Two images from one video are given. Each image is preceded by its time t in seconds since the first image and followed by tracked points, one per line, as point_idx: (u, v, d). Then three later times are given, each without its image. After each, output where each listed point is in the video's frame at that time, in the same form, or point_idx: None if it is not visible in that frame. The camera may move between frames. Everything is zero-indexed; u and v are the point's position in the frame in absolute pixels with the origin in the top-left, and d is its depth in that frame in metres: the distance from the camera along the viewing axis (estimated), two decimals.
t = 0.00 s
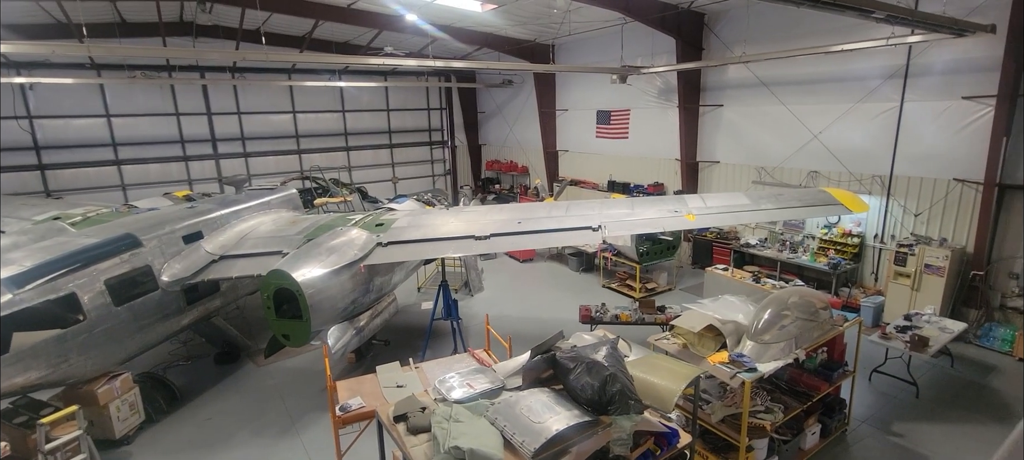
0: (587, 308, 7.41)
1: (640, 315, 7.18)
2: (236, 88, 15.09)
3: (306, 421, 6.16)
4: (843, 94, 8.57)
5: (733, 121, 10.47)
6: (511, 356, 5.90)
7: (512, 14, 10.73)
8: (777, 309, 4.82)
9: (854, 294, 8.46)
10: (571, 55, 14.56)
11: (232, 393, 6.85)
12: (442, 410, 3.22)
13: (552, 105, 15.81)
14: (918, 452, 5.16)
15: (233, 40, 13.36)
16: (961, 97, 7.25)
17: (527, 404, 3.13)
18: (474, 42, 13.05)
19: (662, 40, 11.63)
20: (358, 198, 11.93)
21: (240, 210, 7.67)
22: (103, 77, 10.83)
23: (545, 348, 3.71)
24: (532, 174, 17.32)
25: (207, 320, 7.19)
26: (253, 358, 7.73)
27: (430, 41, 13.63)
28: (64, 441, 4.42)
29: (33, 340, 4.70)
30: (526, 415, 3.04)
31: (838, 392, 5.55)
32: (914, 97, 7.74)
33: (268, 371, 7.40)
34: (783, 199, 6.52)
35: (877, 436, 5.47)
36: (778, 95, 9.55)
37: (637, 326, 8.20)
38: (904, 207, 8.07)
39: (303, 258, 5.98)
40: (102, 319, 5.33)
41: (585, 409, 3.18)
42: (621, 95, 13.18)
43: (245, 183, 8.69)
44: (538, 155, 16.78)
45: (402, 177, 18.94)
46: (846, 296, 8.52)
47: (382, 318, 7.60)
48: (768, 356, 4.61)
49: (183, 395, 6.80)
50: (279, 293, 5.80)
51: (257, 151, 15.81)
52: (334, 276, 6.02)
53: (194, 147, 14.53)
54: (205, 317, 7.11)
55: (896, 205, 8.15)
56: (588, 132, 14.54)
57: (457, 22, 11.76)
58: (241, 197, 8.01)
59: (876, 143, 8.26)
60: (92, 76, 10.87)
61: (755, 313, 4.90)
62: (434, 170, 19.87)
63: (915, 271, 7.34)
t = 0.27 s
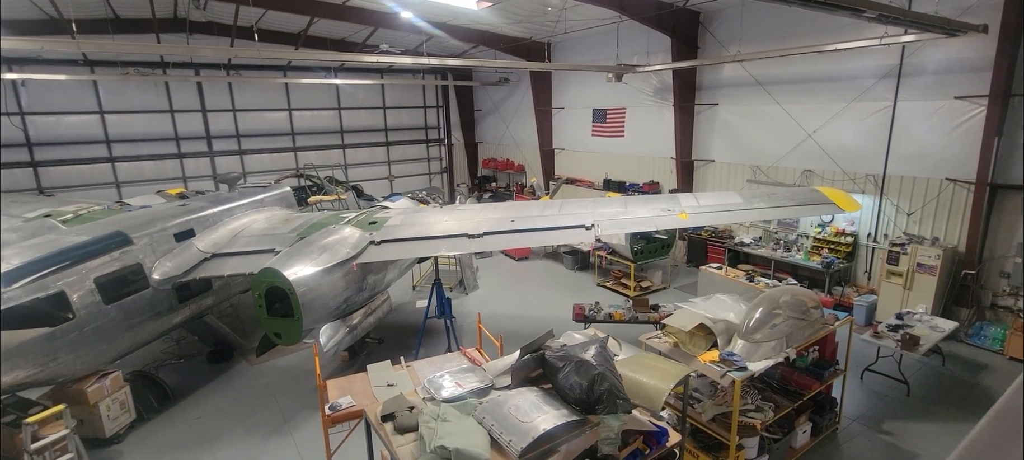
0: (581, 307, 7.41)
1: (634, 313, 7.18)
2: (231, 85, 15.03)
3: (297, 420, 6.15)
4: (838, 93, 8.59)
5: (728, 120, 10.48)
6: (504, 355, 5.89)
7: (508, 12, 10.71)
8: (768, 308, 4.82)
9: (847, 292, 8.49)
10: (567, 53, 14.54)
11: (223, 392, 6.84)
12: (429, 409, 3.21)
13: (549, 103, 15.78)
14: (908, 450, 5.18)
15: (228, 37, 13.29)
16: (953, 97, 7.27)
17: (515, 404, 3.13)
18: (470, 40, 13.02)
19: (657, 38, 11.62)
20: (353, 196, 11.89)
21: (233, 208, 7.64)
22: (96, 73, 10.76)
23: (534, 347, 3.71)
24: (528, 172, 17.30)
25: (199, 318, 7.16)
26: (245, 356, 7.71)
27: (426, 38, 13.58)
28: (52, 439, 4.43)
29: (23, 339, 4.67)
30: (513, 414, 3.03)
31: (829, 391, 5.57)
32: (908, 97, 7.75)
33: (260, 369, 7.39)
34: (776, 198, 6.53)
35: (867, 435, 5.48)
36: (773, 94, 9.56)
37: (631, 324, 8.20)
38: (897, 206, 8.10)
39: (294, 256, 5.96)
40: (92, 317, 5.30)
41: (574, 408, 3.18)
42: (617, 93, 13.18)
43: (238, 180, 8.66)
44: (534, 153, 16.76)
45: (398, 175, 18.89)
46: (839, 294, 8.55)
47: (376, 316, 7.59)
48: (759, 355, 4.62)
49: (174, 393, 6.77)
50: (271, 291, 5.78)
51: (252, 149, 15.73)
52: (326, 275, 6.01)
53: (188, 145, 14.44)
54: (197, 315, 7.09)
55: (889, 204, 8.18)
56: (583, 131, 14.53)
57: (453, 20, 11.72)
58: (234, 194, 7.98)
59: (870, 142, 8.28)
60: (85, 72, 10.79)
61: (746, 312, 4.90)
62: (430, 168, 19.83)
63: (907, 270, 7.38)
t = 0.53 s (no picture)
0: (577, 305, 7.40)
1: (630, 312, 7.18)
2: (229, 82, 14.98)
3: (292, 418, 6.14)
4: (836, 93, 8.57)
5: (726, 119, 10.46)
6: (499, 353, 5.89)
7: (506, 9, 10.68)
8: (764, 307, 4.81)
9: (844, 292, 8.49)
10: (566, 51, 14.51)
11: (219, 389, 6.84)
12: (421, 408, 3.20)
13: (547, 102, 15.76)
14: (902, 450, 5.17)
15: (226, 33, 13.24)
16: (951, 96, 7.25)
17: (507, 403, 3.12)
18: (469, 37, 12.98)
19: (656, 36, 11.59)
20: (350, 194, 11.87)
21: (229, 205, 7.62)
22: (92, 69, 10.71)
23: (528, 346, 3.69)
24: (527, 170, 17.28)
25: (195, 315, 7.15)
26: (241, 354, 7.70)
27: (425, 36, 13.55)
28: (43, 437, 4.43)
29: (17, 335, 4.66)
30: (505, 414, 3.03)
31: (824, 391, 5.57)
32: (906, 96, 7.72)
33: (256, 367, 7.38)
34: (773, 198, 6.52)
35: (862, 434, 5.48)
36: (772, 94, 9.53)
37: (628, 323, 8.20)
38: (894, 206, 8.10)
39: (290, 254, 5.93)
40: (87, 314, 5.30)
41: (566, 408, 3.17)
42: (616, 91, 13.15)
43: (234, 177, 8.64)
44: (533, 151, 16.74)
45: (397, 173, 18.87)
46: (836, 294, 8.55)
47: (372, 314, 7.58)
48: (754, 355, 4.61)
49: (170, 390, 6.77)
50: (265, 289, 5.76)
51: (250, 146, 15.72)
52: (322, 273, 5.99)
53: (187, 141, 14.40)
54: (192, 312, 7.08)
55: (886, 204, 8.18)
56: (582, 129, 14.51)
57: (452, 17, 11.69)
58: (230, 191, 7.96)
59: (868, 141, 8.27)
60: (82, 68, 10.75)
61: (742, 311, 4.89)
62: (429, 166, 19.80)
63: (904, 270, 7.37)
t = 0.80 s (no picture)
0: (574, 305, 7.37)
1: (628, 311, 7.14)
2: (227, 80, 14.94)
3: (288, 417, 6.12)
4: (835, 92, 8.54)
5: (725, 118, 10.42)
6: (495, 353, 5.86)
7: (505, 7, 10.64)
8: (761, 307, 4.78)
9: (843, 291, 8.46)
10: (564, 49, 14.46)
11: (215, 389, 6.81)
12: (414, 410, 3.18)
13: (546, 100, 15.71)
14: (900, 451, 5.15)
15: (223, 31, 13.19)
16: (950, 96, 7.21)
17: (500, 405, 3.09)
18: (467, 36, 12.94)
19: (655, 35, 11.55)
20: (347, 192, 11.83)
21: (224, 204, 7.58)
22: (89, 67, 10.65)
23: (522, 346, 3.67)
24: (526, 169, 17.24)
25: (190, 315, 7.11)
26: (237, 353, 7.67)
27: (423, 34, 13.51)
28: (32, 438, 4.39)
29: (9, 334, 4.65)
30: (497, 415, 3.00)
31: (821, 391, 5.54)
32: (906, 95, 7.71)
33: (252, 366, 7.35)
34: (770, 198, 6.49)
35: (859, 435, 5.46)
36: (773, 93, 9.48)
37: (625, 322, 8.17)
38: (893, 206, 8.07)
39: (284, 253, 5.90)
40: (81, 314, 5.27)
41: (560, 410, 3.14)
42: (615, 89, 13.12)
43: (230, 176, 8.60)
44: (531, 150, 16.71)
45: (395, 171, 18.83)
46: (834, 294, 8.52)
47: (368, 313, 7.54)
48: (750, 355, 4.59)
49: (165, 390, 6.75)
50: (260, 288, 5.73)
51: (248, 144, 15.67)
52: (317, 272, 5.96)
53: (184, 139, 14.35)
54: (188, 311, 7.05)
55: (885, 203, 8.15)
56: (581, 128, 14.47)
57: (450, 15, 11.64)
58: (226, 190, 7.92)
59: (867, 141, 8.24)
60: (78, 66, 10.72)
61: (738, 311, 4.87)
62: (428, 164, 19.75)
63: (903, 270, 7.34)
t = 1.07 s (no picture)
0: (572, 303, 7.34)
1: (626, 310, 7.11)
2: (227, 76, 14.89)
3: (285, 415, 6.11)
4: (836, 90, 8.49)
5: (726, 116, 10.37)
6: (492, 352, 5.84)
7: (504, 4, 10.58)
8: (760, 307, 4.75)
9: (843, 291, 8.42)
10: (564, 46, 14.40)
11: (211, 386, 6.80)
12: (407, 410, 3.15)
13: (546, 97, 15.64)
14: (899, 451, 5.12)
15: (223, 28, 13.14)
16: (952, 94, 7.15)
17: (494, 405, 3.06)
18: (467, 32, 12.89)
19: (656, 32, 11.49)
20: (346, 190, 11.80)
21: (222, 201, 7.55)
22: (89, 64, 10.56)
23: (517, 346, 3.64)
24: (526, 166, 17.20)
25: (187, 312, 7.09)
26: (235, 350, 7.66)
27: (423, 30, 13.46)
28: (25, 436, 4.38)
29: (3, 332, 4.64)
30: (491, 416, 2.97)
31: (820, 391, 5.51)
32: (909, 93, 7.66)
33: (249, 364, 7.34)
34: (769, 196, 6.45)
35: (858, 435, 5.43)
36: (773, 90, 9.42)
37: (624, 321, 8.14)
38: (893, 204, 8.02)
39: (281, 251, 5.88)
40: (76, 311, 5.25)
41: (555, 410, 3.11)
42: (615, 87, 13.06)
43: (228, 173, 8.57)
44: (531, 148, 16.66)
45: (395, 169, 18.80)
46: (834, 293, 8.48)
47: (366, 311, 7.51)
48: (749, 355, 4.55)
49: (162, 387, 6.73)
50: (256, 286, 5.71)
51: (248, 140, 15.69)
52: (314, 270, 5.93)
53: (183, 136, 14.33)
54: (185, 308, 7.02)
55: (886, 202, 8.10)
56: (581, 125, 14.42)
57: (450, 12, 11.59)
58: (224, 187, 7.89)
59: (868, 139, 8.19)
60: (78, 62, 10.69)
61: (737, 311, 4.83)
62: (427, 162, 19.71)
63: (903, 270, 7.30)
